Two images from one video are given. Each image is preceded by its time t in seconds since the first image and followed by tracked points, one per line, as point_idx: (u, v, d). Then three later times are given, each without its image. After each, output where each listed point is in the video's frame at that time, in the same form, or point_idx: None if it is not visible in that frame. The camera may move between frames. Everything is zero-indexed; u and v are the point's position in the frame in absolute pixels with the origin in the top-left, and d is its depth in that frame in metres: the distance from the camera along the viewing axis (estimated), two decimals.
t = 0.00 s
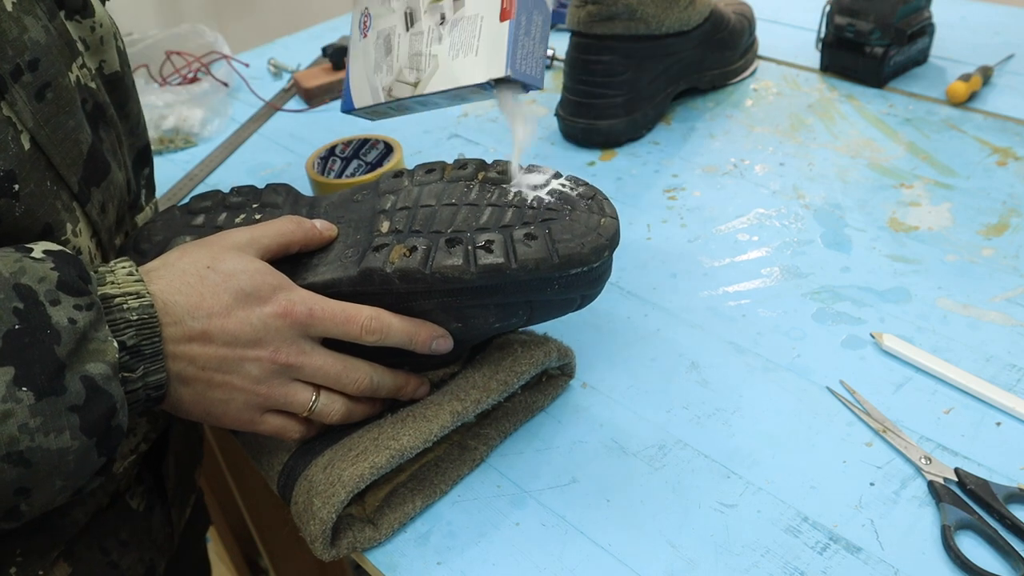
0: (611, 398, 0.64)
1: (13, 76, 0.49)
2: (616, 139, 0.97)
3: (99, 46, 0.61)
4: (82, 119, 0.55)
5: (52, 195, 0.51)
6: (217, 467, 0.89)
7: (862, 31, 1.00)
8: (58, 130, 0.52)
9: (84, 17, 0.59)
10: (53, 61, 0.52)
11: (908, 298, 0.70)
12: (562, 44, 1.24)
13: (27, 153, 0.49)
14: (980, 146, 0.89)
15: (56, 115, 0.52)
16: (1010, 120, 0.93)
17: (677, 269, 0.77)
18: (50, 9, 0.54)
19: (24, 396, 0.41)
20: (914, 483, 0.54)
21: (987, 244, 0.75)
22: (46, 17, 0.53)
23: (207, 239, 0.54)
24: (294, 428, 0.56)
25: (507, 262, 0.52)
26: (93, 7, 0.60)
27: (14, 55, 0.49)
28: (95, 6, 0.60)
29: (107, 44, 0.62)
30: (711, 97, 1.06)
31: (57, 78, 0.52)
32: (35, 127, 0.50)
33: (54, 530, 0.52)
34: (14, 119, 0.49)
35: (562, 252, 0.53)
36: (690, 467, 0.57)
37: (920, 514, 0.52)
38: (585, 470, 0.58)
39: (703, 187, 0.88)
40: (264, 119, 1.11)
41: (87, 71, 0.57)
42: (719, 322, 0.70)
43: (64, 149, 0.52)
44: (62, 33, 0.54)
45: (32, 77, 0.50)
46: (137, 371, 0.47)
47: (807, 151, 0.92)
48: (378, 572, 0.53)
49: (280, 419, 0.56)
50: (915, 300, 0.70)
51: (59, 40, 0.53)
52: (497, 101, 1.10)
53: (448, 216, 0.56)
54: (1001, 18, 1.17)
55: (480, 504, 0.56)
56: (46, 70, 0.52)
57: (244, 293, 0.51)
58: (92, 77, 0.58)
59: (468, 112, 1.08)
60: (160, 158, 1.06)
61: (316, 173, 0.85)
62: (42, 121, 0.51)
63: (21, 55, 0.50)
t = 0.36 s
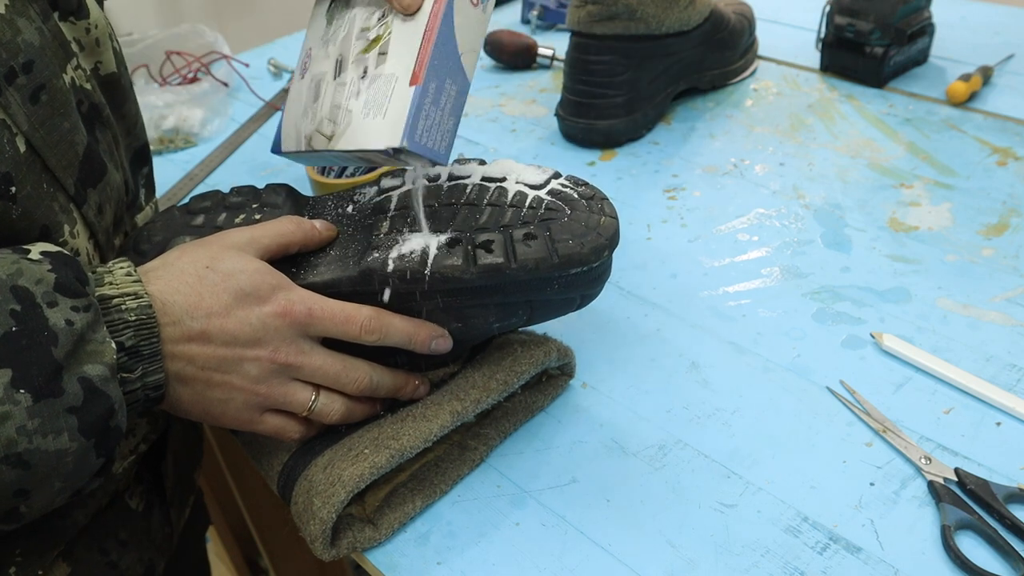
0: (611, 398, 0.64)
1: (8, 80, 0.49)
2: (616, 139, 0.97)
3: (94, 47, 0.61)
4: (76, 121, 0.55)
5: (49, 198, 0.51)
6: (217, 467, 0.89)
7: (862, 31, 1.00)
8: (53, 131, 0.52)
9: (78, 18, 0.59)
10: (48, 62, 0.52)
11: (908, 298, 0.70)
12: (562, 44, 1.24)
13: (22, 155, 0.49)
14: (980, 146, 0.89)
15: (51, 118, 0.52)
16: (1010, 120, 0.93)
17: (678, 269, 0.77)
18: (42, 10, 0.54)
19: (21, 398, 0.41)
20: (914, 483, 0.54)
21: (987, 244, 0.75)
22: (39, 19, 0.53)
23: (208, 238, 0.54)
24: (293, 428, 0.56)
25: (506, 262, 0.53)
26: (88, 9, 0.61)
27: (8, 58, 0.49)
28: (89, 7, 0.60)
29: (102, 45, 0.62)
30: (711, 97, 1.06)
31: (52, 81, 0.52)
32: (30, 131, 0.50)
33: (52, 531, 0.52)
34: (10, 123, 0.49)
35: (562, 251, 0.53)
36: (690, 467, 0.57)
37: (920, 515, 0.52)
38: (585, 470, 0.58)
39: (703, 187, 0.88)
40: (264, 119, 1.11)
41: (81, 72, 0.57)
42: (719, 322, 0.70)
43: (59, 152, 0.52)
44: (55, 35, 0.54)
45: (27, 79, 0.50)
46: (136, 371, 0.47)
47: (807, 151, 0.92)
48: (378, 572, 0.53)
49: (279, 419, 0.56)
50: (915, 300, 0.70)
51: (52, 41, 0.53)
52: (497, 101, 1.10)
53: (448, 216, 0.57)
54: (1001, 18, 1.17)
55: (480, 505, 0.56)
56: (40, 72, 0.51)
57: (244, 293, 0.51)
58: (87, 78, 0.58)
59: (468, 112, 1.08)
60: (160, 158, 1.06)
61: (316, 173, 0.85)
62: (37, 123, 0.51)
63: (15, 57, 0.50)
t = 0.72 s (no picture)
0: (611, 398, 0.64)
1: (9, 83, 0.49)
2: (616, 139, 0.97)
3: (98, 50, 0.61)
4: (77, 124, 0.55)
5: (50, 201, 0.51)
6: (217, 467, 0.89)
7: (862, 31, 1.00)
8: (54, 135, 0.52)
9: (82, 22, 0.59)
10: (49, 66, 0.52)
11: (908, 298, 0.70)
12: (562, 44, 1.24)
13: (24, 159, 0.49)
14: (980, 146, 0.89)
15: (51, 121, 0.52)
16: (1010, 120, 0.93)
17: (678, 269, 0.77)
18: (45, 15, 0.54)
19: (20, 400, 0.41)
20: (914, 483, 0.54)
21: (987, 244, 0.75)
22: (41, 23, 0.53)
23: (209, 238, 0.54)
24: (293, 430, 0.56)
25: (506, 262, 0.53)
26: (91, 12, 0.60)
27: (8, 61, 0.49)
28: (92, 10, 0.60)
29: (105, 48, 0.62)
30: (711, 97, 1.06)
31: (53, 84, 0.53)
32: (30, 135, 0.50)
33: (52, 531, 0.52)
34: (12, 126, 0.49)
35: (562, 253, 0.53)
36: (690, 467, 0.57)
37: (920, 514, 0.52)
38: (585, 470, 0.58)
39: (702, 187, 0.88)
40: (264, 119, 1.11)
41: (83, 75, 0.58)
42: (719, 322, 0.70)
43: (59, 156, 0.52)
44: (58, 38, 0.54)
45: (27, 83, 0.50)
46: (136, 372, 0.47)
47: (807, 151, 0.92)
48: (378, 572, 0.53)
49: (279, 420, 0.55)
50: (915, 300, 0.70)
51: (53, 45, 0.54)
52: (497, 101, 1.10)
53: (447, 216, 0.57)
54: (1001, 18, 1.17)
55: (480, 504, 0.56)
56: (41, 75, 0.51)
57: (244, 293, 0.51)
58: (88, 80, 0.58)
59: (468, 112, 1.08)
60: (160, 158, 1.06)
61: (316, 173, 0.85)
62: (37, 127, 0.51)
63: (16, 61, 0.50)
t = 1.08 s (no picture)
0: (610, 397, 0.64)
1: (10, 78, 0.49)
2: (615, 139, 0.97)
3: (103, 48, 0.61)
4: (80, 121, 0.54)
5: (50, 197, 0.51)
6: (218, 468, 0.89)
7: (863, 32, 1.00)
8: (54, 131, 0.52)
9: (87, 19, 0.59)
10: (53, 62, 0.52)
11: (908, 298, 0.70)
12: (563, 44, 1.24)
13: (24, 153, 0.49)
14: (980, 146, 0.89)
15: (52, 118, 0.52)
16: (1010, 120, 0.93)
17: (677, 269, 0.77)
18: (49, 10, 0.54)
19: (12, 394, 0.41)
20: (914, 483, 0.54)
21: (987, 244, 0.75)
22: (46, 18, 0.53)
23: (208, 238, 0.55)
24: (289, 429, 0.56)
25: (505, 261, 0.52)
26: (97, 11, 0.60)
27: (11, 56, 0.49)
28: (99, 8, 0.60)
29: (110, 47, 0.61)
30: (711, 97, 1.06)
31: (55, 80, 0.52)
32: (31, 130, 0.50)
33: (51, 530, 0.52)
34: (8, 120, 0.49)
35: (562, 252, 0.53)
36: (690, 467, 0.57)
37: (920, 514, 0.52)
38: (585, 470, 0.58)
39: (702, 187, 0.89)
40: (264, 119, 1.11)
41: (87, 73, 0.57)
42: (719, 322, 0.70)
43: (59, 151, 0.52)
44: (62, 35, 0.54)
45: (30, 78, 0.50)
46: (131, 370, 0.47)
47: (807, 151, 0.92)
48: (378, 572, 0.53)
49: (275, 420, 0.55)
50: (915, 300, 0.70)
51: (57, 41, 0.54)
52: (497, 101, 1.10)
53: (447, 215, 0.56)
54: (1001, 18, 1.17)
55: (480, 504, 0.56)
56: (44, 71, 0.51)
57: (241, 292, 0.51)
58: (92, 79, 0.58)
59: (468, 112, 1.08)
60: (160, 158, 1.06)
61: (316, 173, 0.85)
62: (37, 123, 0.51)
63: (19, 56, 0.50)
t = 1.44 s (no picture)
0: (610, 398, 0.64)
1: (2, 64, 0.49)
2: (616, 139, 0.97)
3: (87, 41, 0.60)
4: (73, 109, 0.54)
5: (40, 182, 0.52)
6: (218, 469, 0.89)
7: (862, 31, 1.00)
8: (48, 118, 0.52)
9: (75, 13, 0.59)
10: (46, 50, 0.52)
11: (908, 298, 0.70)
12: (563, 45, 1.24)
13: (16, 139, 0.50)
14: (980, 146, 0.89)
15: (45, 104, 0.52)
16: (1011, 120, 0.93)
17: (677, 269, 0.78)
18: (41, 2, 0.54)
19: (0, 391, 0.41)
20: (914, 483, 0.54)
21: (987, 244, 0.75)
22: (38, 9, 0.53)
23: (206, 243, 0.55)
24: (284, 436, 0.56)
25: (501, 258, 0.52)
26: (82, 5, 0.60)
27: (5, 42, 0.49)
28: None
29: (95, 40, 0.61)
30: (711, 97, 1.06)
31: (49, 67, 0.52)
32: (24, 114, 0.50)
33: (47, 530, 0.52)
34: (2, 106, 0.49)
35: (559, 248, 0.53)
36: (690, 467, 0.57)
37: (920, 514, 0.52)
38: (584, 470, 0.58)
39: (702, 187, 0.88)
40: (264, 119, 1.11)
41: (79, 65, 0.57)
42: (719, 322, 0.70)
43: (53, 137, 0.52)
44: (55, 27, 0.54)
45: (23, 65, 0.51)
46: (125, 373, 0.47)
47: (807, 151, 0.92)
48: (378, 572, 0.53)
49: (271, 427, 0.55)
50: (915, 300, 0.70)
51: (50, 32, 0.53)
52: (497, 101, 1.10)
53: (444, 213, 0.56)
54: (1001, 18, 1.17)
55: (480, 504, 0.56)
56: (38, 59, 0.51)
57: (240, 297, 0.51)
58: (86, 72, 0.58)
59: (468, 112, 1.08)
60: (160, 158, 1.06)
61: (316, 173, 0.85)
62: (31, 110, 0.51)
63: (12, 42, 0.50)
